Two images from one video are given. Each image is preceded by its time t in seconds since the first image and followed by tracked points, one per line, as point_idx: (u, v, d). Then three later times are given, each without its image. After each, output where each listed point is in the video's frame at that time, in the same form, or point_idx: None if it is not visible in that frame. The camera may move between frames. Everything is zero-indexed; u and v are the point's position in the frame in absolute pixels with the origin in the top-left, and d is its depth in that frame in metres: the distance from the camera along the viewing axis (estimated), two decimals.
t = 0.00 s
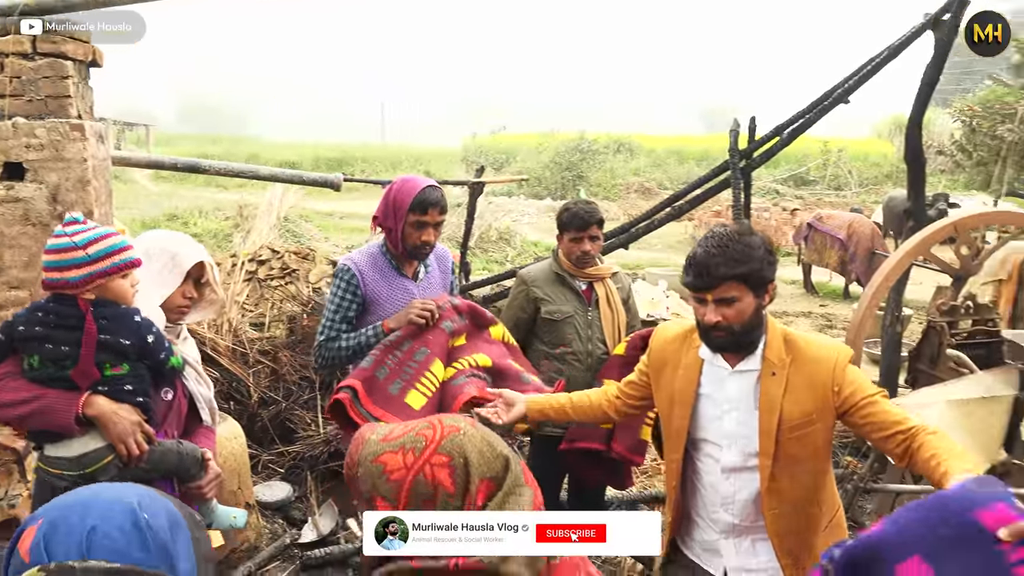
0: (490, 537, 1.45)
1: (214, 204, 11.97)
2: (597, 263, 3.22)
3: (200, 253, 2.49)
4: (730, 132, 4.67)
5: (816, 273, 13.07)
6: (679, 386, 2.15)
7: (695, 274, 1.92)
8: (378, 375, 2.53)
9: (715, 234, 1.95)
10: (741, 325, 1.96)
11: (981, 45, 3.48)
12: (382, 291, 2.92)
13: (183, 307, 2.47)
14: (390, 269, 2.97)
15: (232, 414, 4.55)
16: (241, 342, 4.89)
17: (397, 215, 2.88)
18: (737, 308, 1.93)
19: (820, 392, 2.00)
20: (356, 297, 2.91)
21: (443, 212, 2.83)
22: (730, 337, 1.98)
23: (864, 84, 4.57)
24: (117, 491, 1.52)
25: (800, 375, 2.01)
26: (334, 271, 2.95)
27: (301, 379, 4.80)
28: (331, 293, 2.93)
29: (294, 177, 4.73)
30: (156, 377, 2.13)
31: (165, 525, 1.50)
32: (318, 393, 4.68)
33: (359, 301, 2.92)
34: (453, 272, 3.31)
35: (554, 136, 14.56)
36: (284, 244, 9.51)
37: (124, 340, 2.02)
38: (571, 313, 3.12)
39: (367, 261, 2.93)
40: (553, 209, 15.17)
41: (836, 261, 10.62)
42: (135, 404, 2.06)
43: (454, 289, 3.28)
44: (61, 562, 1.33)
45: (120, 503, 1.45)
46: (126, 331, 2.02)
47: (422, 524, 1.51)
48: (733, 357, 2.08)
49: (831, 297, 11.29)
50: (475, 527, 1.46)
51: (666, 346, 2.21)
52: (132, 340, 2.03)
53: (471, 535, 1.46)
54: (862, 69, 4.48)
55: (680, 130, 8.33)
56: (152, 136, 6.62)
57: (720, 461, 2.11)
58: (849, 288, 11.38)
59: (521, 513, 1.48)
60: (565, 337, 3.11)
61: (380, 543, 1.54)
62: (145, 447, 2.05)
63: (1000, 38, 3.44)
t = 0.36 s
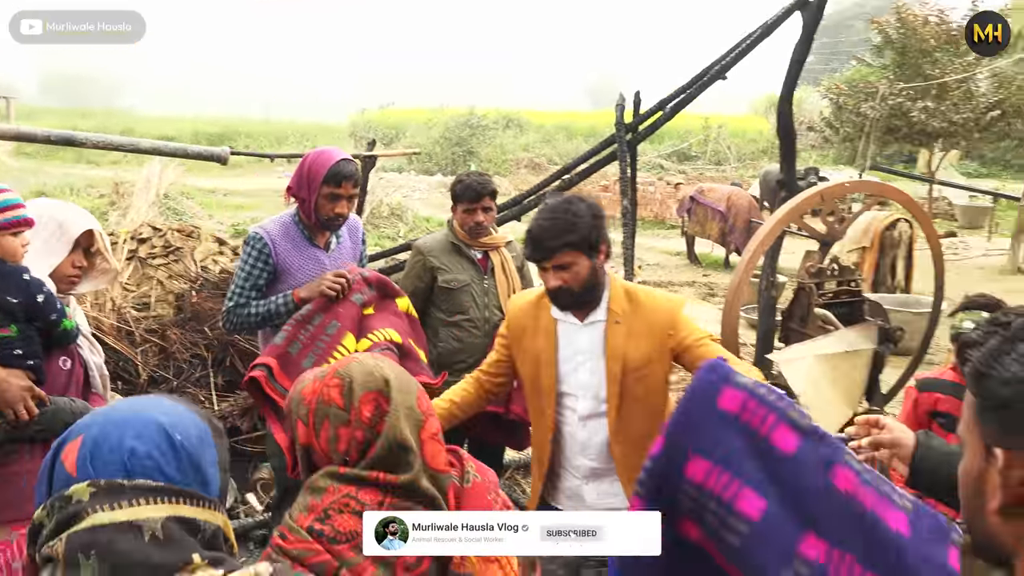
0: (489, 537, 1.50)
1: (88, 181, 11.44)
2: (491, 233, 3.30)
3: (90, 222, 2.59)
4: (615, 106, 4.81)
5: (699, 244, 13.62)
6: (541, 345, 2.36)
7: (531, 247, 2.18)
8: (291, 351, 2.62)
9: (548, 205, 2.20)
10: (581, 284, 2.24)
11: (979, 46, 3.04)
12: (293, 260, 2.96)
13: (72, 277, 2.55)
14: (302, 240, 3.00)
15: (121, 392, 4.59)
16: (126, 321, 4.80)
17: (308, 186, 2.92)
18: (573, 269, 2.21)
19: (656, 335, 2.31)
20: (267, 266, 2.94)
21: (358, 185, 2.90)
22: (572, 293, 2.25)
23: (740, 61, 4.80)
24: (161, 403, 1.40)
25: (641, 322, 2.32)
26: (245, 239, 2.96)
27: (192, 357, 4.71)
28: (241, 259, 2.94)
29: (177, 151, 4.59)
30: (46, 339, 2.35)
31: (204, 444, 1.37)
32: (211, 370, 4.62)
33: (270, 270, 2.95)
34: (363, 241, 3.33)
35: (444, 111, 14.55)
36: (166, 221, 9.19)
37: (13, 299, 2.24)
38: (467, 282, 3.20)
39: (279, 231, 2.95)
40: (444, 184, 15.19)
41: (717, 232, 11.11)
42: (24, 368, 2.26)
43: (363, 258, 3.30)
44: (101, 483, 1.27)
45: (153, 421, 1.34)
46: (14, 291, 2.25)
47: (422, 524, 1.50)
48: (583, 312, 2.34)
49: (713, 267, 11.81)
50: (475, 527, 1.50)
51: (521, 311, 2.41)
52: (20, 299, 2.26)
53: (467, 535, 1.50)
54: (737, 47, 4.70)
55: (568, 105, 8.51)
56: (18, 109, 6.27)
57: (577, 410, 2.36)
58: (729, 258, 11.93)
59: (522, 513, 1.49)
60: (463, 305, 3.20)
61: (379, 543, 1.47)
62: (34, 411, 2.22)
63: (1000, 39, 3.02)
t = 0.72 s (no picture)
0: (489, 536, 1.69)
1: (27, 166, 11.21)
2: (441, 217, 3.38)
3: (42, 203, 2.51)
4: (562, 95, 4.92)
5: (645, 233, 13.89)
6: (460, 318, 2.54)
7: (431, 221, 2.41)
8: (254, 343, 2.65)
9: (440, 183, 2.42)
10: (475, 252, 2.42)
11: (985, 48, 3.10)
12: (243, 241, 3.03)
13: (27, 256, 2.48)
14: (252, 221, 3.07)
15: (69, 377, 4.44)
16: (72, 306, 4.75)
17: (261, 168, 2.97)
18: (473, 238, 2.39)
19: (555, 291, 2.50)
20: (218, 248, 3.01)
21: (307, 167, 2.97)
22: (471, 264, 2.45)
23: (681, 54, 4.96)
24: (235, 338, 1.39)
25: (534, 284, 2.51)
26: (196, 221, 3.03)
27: (141, 342, 4.70)
28: (192, 242, 3.02)
29: (124, 134, 4.56)
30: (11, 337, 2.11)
31: (272, 387, 1.37)
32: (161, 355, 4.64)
33: (221, 252, 3.02)
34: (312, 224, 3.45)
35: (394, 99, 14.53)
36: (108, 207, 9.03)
37: None
38: (418, 264, 3.29)
39: (230, 214, 3.02)
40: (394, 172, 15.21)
41: (662, 221, 11.36)
42: None
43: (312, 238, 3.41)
44: (182, 417, 1.27)
45: (228, 361, 1.33)
46: None
47: (421, 524, 1.60)
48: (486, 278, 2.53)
49: (659, 255, 12.07)
50: (476, 528, 1.66)
51: (439, 293, 2.59)
52: None
53: (467, 534, 1.66)
54: (678, 39, 4.86)
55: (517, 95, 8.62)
56: None
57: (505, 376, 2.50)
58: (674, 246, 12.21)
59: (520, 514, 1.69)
60: (414, 287, 3.28)
61: (380, 546, 1.43)
62: (10, 406, 2.10)
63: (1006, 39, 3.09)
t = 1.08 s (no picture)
0: (490, 536, 1.88)
1: (24, 150, 11.22)
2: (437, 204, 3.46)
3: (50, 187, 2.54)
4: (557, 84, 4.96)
5: (640, 221, 14.00)
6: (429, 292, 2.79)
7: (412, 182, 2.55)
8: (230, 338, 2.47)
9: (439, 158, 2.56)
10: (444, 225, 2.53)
11: (981, 45, 3.36)
12: (228, 231, 3.04)
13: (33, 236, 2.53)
14: (236, 210, 3.07)
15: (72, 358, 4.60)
16: (73, 288, 4.84)
17: (242, 157, 2.95)
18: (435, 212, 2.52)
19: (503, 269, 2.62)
20: (203, 238, 3.01)
21: (288, 156, 2.96)
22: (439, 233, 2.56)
23: (675, 45, 5.04)
24: (254, 304, 1.52)
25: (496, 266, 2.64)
26: (178, 213, 3.02)
27: (142, 324, 4.83)
28: (175, 235, 3.01)
29: (124, 120, 4.61)
30: (31, 333, 2.16)
31: (289, 349, 1.49)
32: (162, 337, 4.76)
33: (206, 242, 3.02)
34: (294, 211, 3.47)
35: (391, 86, 14.59)
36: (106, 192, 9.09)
37: (10, 300, 2.06)
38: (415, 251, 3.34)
39: (213, 204, 3.02)
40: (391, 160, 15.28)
41: (656, 210, 11.45)
42: (17, 357, 2.14)
43: (293, 226, 3.44)
44: (212, 375, 1.41)
45: (252, 327, 1.45)
46: (13, 290, 2.06)
47: (424, 525, 1.69)
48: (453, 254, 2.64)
49: (653, 244, 12.16)
50: (476, 530, 1.85)
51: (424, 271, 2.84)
52: (18, 298, 2.08)
53: (468, 534, 1.84)
54: (673, 31, 4.93)
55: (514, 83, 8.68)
56: None
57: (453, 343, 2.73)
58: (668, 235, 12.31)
59: (521, 516, 1.88)
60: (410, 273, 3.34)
61: (381, 543, 1.54)
62: (26, 393, 2.16)
63: (1000, 39, 3.34)
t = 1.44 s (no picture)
0: (491, 535, 2.29)
1: (40, 122, 11.30)
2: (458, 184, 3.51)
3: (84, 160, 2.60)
4: (575, 64, 4.97)
5: (653, 203, 13.99)
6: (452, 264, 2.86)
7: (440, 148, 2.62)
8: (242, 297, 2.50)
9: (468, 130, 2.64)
10: (468, 195, 2.58)
11: None
12: (239, 209, 3.08)
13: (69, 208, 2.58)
14: (248, 187, 3.12)
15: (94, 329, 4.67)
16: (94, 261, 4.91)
17: (253, 138, 2.99)
18: (466, 178, 2.57)
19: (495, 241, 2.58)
20: (217, 216, 3.05)
21: (299, 137, 3.00)
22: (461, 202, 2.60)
23: (694, 27, 5.04)
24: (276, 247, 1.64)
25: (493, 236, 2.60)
26: (189, 192, 3.05)
27: (162, 296, 4.91)
28: (188, 212, 3.05)
29: (144, 95, 4.64)
30: (70, 305, 2.25)
31: (299, 285, 1.58)
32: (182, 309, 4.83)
33: (220, 220, 3.06)
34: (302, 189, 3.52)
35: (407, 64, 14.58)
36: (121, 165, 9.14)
37: (52, 272, 2.16)
38: (434, 228, 3.41)
39: (225, 181, 3.06)
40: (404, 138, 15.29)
41: (670, 192, 11.44)
42: (57, 328, 2.22)
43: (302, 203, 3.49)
44: (231, 301, 1.54)
45: (267, 261, 1.57)
46: (54, 262, 2.16)
47: (423, 524, 1.85)
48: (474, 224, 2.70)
49: (666, 226, 12.15)
50: (477, 531, 2.25)
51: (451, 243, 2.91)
52: (59, 270, 2.18)
53: (464, 531, 2.13)
54: (692, 12, 4.93)
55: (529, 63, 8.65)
56: None
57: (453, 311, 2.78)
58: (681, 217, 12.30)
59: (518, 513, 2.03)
60: (429, 249, 3.39)
61: (382, 544, 1.69)
62: (63, 360, 2.25)
63: None
